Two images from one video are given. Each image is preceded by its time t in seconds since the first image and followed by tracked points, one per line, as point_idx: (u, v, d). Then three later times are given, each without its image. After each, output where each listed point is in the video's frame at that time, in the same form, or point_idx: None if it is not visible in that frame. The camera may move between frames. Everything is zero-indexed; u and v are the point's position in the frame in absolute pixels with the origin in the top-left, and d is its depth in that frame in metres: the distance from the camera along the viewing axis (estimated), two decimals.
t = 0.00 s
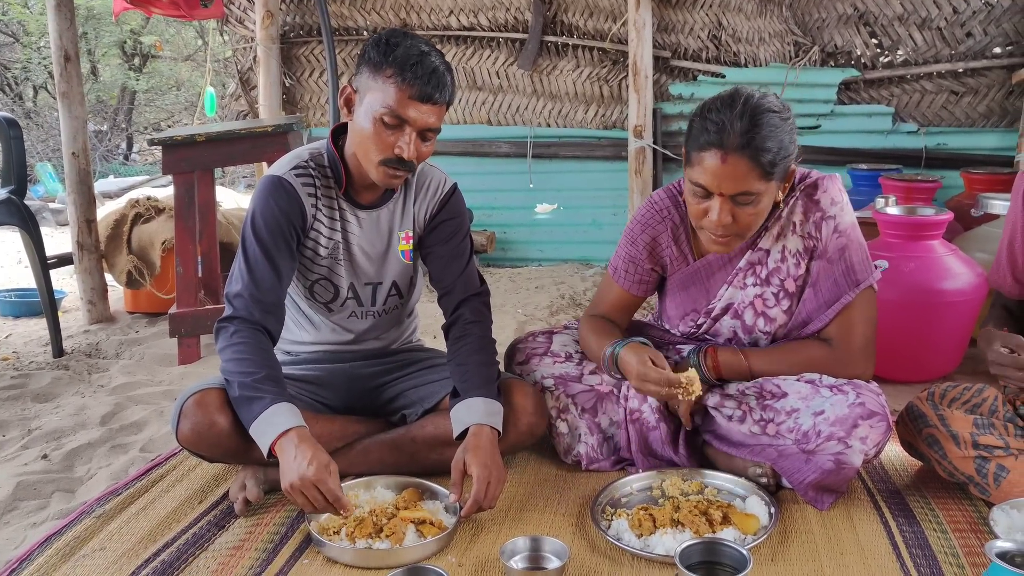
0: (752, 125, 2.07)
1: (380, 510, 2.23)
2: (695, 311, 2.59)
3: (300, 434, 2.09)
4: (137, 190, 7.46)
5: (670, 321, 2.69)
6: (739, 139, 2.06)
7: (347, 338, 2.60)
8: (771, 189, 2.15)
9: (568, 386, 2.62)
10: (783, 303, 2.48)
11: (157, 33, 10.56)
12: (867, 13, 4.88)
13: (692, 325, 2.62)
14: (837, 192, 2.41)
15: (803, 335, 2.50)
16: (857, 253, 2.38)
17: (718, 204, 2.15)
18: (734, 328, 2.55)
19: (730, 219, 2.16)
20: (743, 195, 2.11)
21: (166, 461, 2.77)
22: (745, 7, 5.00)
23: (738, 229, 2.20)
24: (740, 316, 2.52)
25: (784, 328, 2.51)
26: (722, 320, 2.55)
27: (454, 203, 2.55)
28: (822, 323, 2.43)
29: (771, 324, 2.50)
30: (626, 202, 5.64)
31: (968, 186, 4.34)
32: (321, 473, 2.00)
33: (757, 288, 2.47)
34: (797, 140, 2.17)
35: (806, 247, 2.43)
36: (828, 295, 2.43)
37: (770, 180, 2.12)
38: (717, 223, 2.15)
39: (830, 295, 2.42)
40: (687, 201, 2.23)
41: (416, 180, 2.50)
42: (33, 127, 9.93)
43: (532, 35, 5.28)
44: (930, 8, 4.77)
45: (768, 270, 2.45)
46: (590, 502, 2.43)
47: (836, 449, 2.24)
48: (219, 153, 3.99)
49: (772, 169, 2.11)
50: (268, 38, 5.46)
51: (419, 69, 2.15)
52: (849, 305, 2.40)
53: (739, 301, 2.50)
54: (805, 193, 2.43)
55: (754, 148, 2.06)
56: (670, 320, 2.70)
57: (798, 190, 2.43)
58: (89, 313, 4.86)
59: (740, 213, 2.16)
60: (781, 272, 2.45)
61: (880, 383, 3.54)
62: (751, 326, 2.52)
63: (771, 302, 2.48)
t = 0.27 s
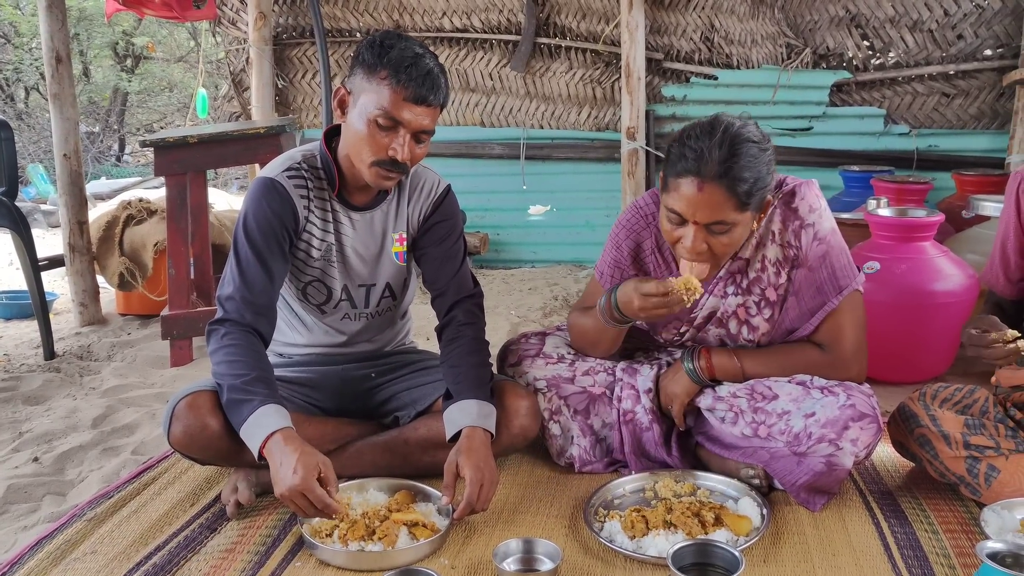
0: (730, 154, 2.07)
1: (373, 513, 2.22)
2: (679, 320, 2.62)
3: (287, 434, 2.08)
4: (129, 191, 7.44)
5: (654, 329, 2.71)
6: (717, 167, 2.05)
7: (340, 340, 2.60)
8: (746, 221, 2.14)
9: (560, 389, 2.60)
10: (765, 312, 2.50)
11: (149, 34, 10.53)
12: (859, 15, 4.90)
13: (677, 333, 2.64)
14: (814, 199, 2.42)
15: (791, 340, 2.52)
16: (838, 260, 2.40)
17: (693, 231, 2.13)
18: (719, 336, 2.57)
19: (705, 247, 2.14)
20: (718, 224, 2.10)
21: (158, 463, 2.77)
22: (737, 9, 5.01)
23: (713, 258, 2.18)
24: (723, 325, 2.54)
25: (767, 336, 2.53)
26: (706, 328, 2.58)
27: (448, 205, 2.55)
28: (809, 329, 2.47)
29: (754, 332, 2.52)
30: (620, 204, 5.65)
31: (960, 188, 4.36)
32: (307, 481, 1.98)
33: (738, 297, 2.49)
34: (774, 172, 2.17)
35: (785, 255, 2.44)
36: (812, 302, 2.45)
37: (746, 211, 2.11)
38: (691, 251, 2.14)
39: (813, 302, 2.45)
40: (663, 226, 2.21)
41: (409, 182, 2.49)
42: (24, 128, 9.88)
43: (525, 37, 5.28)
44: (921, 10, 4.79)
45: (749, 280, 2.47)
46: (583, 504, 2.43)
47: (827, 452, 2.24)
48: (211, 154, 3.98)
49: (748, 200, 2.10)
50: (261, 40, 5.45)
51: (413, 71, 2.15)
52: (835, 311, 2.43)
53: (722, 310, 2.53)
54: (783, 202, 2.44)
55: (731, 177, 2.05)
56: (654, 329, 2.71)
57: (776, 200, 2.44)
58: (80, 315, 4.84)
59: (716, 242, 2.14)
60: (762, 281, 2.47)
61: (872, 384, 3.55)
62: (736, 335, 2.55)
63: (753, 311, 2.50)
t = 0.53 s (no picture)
0: (704, 173, 2.06)
1: (366, 515, 2.22)
2: (667, 325, 2.61)
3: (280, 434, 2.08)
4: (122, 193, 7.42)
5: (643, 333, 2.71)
6: (691, 186, 2.05)
7: (333, 342, 2.60)
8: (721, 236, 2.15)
9: (553, 391, 2.61)
10: (751, 316, 2.50)
11: (143, 36, 10.50)
12: (852, 17, 4.92)
13: (664, 336, 2.64)
14: (798, 202, 2.42)
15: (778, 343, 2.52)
16: (824, 262, 2.41)
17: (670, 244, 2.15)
18: (708, 340, 2.57)
19: (682, 260, 2.18)
20: (693, 239, 2.11)
21: (151, 466, 2.76)
22: (731, 11, 5.01)
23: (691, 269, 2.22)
24: (711, 329, 2.54)
25: (752, 341, 2.53)
26: (693, 332, 2.57)
27: (441, 207, 2.55)
28: (797, 332, 2.47)
29: (742, 336, 2.52)
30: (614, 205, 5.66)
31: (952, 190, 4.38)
32: (298, 478, 1.97)
33: (725, 301, 2.49)
34: (753, 182, 2.16)
35: (770, 259, 2.44)
36: (799, 305, 2.46)
37: (722, 226, 2.12)
38: (669, 264, 2.17)
39: (800, 306, 2.45)
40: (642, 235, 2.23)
41: (402, 184, 2.49)
42: (17, 130, 9.85)
43: (519, 39, 5.28)
44: (914, 12, 4.80)
45: (734, 283, 2.47)
46: (577, 505, 2.43)
47: (819, 453, 2.25)
48: (204, 156, 3.97)
49: (724, 215, 2.10)
50: (254, 41, 5.45)
51: (407, 73, 2.15)
52: (822, 313, 2.43)
53: (709, 314, 2.52)
54: (768, 206, 2.44)
55: (703, 198, 2.05)
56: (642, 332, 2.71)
57: (761, 204, 2.44)
58: (73, 317, 4.82)
59: (694, 254, 2.17)
60: (747, 285, 2.47)
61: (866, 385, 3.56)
62: (723, 338, 2.55)
63: (740, 314, 2.50)
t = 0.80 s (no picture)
0: (715, 149, 2.07)
1: (363, 514, 2.22)
2: (669, 317, 2.64)
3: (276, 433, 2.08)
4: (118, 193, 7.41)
5: (647, 327, 2.73)
6: (703, 162, 2.06)
7: (329, 342, 2.59)
8: (732, 216, 2.14)
9: (550, 391, 2.61)
10: (755, 310, 2.51)
11: (139, 36, 10.48)
12: (849, 17, 4.92)
13: (667, 330, 2.67)
14: (806, 198, 2.42)
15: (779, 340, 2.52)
16: (828, 259, 2.40)
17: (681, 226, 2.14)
18: (710, 335, 2.58)
19: (693, 242, 2.15)
20: (705, 218, 2.10)
21: (147, 466, 2.75)
22: (728, 10, 5.02)
23: (702, 252, 2.19)
24: (714, 323, 2.56)
25: (757, 334, 2.54)
26: (697, 326, 2.60)
27: (438, 206, 2.54)
28: (797, 328, 2.46)
29: (745, 330, 2.53)
30: (611, 205, 5.66)
31: (949, 189, 4.37)
32: (296, 477, 1.98)
33: (729, 295, 2.50)
34: (763, 165, 2.17)
35: (775, 254, 2.45)
36: (801, 301, 2.45)
37: (734, 204, 2.12)
38: (680, 246, 2.14)
39: (801, 302, 2.45)
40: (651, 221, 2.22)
41: (399, 183, 2.49)
42: (13, 130, 9.82)
43: (516, 38, 5.28)
44: (910, 12, 4.81)
45: (739, 277, 2.48)
46: (574, 505, 2.43)
47: (816, 452, 2.25)
48: (201, 155, 3.96)
49: (735, 193, 2.10)
50: (251, 41, 5.44)
51: (403, 73, 2.15)
52: (825, 309, 2.42)
53: (712, 308, 2.54)
54: (774, 201, 2.44)
55: (715, 172, 2.06)
56: (647, 326, 2.74)
57: (768, 199, 2.44)
58: (70, 317, 4.81)
59: (705, 235, 2.15)
60: (752, 279, 2.48)
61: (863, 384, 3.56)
62: (726, 333, 2.56)
63: (744, 308, 2.51)
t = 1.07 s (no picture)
0: (743, 116, 2.09)
1: (359, 512, 2.22)
2: (678, 308, 2.61)
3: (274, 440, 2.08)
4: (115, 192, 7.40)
5: (653, 317, 2.71)
6: (732, 129, 2.08)
7: (326, 340, 2.59)
8: (757, 186, 2.16)
9: (547, 388, 2.61)
10: (766, 303, 2.50)
11: (136, 34, 10.46)
12: (845, 16, 4.93)
13: (674, 321, 2.64)
14: (823, 194, 2.41)
15: (782, 335, 2.51)
16: (842, 256, 2.41)
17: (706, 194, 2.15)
18: (716, 327, 2.58)
19: (717, 212, 2.16)
20: (732, 186, 2.12)
21: (144, 463, 2.75)
22: (725, 9, 5.03)
23: (725, 224, 2.20)
24: (722, 315, 2.55)
25: (765, 326, 2.54)
26: (704, 318, 2.58)
27: (434, 204, 2.54)
28: (802, 323, 2.46)
29: (752, 322, 2.53)
30: (608, 204, 5.65)
31: (945, 188, 4.38)
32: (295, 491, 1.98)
33: (740, 287, 2.49)
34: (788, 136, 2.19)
35: (789, 247, 2.44)
36: (810, 295, 2.45)
37: (759, 174, 2.14)
38: (705, 215, 2.16)
39: (812, 296, 2.44)
40: (676, 192, 2.23)
41: (395, 181, 2.49)
42: (9, 128, 9.81)
43: (513, 37, 5.28)
44: (907, 11, 4.81)
45: (751, 269, 2.47)
46: (570, 502, 2.43)
47: (813, 452, 2.26)
48: (197, 153, 3.96)
49: (762, 162, 2.12)
50: (248, 39, 5.44)
51: (399, 70, 2.15)
52: (831, 306, 2.42)
53: (722, 299, 2.53)
54: (791, 195, 2.43)
55: (745, 137, 2.08)
56: (653, 317, 2.71)
57: (785, 191, 2.43)
58: (66, 315, 4.81)
59: (730, 204, 2.16)
60: (765, 271, 2.47)
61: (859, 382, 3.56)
62: (734, 325, 2.55)
63: (754, 300, 2.51)
